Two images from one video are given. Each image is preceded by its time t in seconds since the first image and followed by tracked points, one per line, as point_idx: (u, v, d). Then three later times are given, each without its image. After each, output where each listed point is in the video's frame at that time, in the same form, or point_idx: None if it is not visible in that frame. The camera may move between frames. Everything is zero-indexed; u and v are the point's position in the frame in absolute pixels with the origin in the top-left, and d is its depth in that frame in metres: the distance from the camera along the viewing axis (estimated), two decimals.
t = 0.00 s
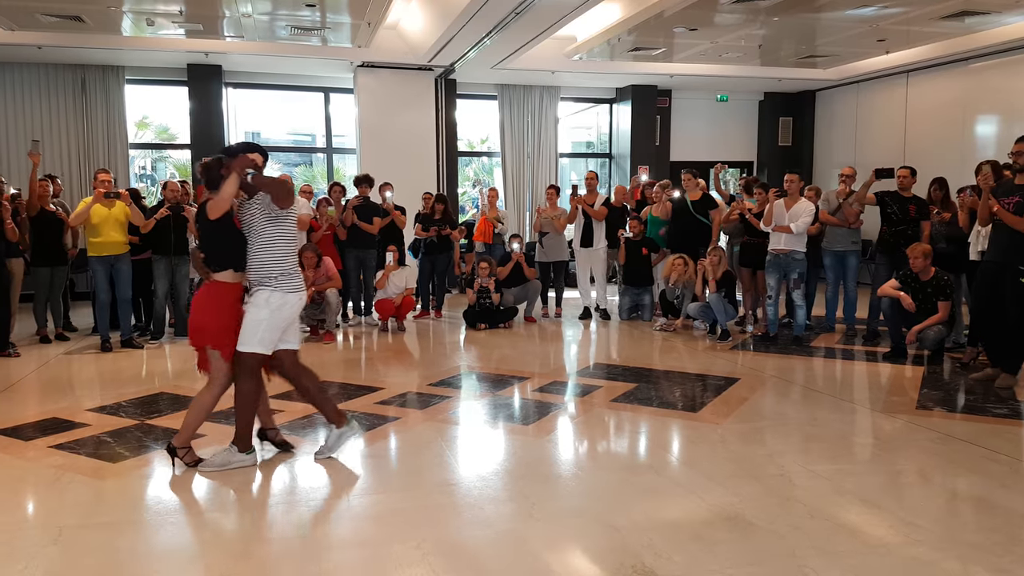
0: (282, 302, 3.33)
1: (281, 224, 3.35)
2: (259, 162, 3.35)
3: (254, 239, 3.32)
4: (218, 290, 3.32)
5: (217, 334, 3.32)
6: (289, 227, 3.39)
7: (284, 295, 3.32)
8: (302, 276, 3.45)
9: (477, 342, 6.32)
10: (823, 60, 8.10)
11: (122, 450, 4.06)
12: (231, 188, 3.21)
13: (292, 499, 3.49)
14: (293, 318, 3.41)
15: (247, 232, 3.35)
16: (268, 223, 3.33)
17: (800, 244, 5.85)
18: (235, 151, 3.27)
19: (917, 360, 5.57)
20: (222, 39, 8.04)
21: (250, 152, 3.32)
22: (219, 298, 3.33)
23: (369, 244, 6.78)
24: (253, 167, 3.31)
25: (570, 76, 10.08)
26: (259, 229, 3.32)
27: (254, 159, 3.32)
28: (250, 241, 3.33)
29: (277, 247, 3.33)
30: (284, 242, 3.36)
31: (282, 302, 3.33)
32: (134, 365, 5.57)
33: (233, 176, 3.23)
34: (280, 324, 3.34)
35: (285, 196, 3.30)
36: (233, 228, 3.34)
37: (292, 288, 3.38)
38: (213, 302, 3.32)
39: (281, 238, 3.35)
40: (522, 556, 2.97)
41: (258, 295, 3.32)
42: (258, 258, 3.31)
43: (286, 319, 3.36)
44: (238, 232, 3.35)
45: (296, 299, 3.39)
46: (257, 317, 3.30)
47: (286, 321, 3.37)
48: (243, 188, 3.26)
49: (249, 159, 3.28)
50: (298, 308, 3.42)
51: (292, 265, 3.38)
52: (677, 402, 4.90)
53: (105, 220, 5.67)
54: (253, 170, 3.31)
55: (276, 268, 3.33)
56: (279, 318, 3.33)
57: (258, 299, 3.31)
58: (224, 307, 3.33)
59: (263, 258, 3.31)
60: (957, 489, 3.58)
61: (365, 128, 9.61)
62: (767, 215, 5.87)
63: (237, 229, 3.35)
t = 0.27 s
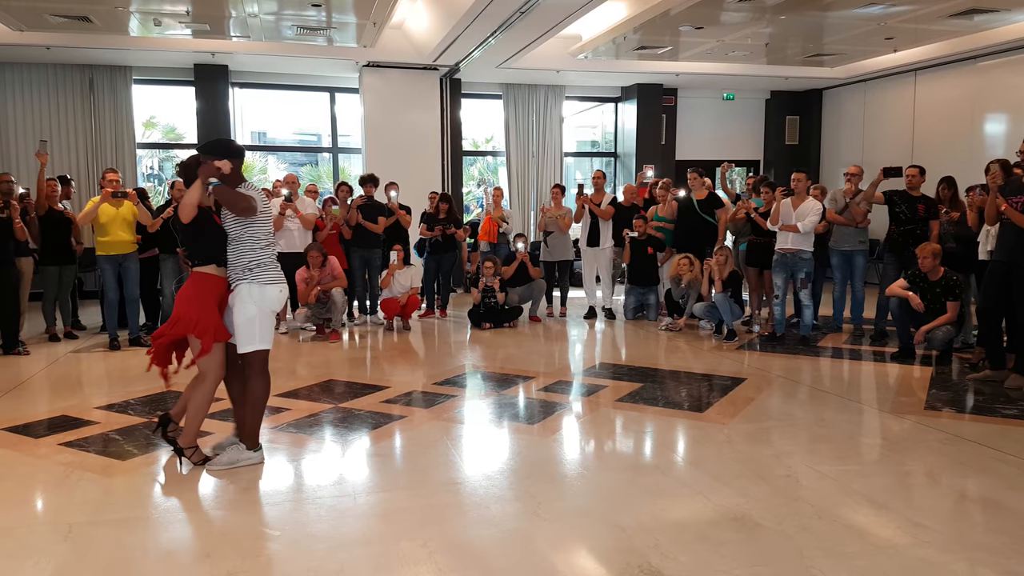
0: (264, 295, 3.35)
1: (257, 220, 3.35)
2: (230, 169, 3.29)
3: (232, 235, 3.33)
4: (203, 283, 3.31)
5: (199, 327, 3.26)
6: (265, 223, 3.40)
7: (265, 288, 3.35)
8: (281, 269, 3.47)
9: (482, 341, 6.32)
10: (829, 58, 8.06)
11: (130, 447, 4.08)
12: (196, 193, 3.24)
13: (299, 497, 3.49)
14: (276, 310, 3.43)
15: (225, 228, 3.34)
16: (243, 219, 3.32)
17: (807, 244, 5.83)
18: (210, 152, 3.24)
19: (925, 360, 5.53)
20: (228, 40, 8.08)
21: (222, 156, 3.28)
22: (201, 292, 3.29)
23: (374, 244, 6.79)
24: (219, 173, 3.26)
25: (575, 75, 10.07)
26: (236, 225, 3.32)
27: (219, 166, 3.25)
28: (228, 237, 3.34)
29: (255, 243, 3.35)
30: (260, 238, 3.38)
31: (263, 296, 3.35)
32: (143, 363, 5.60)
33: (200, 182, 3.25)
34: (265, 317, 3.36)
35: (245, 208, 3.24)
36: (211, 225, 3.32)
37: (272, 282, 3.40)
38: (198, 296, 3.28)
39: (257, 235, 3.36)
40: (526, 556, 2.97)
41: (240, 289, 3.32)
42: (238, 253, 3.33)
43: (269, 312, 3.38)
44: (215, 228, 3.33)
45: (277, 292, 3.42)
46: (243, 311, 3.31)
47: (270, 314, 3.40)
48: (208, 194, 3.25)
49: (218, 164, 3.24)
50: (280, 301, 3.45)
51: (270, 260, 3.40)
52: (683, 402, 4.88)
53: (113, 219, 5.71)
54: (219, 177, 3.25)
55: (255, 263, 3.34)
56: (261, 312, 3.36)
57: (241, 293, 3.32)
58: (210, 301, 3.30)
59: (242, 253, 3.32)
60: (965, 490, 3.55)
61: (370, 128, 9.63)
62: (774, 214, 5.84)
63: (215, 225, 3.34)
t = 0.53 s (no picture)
0: (252, 293, 3.38)
1: (245, 218, 3.36)
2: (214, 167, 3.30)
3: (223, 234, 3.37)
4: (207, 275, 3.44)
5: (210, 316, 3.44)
6: (255, 221, 3.41)
7: (253, 286, 3.38)
8: (273, 266, 3.48)
9: (497, 340, 6.31)
10: (848, 55, 7.97)
11: (149, 443, 4.12)
12: (177, 193, 3.29)
13: (315, 494, 3.51)
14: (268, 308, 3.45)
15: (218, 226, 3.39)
16: (231, 217, 3.34)
17: (826, 243, 5.75)
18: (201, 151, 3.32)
19: (946, 362, 5.44)
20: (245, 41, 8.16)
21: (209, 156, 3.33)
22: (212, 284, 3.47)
23: (387, 243, 6.83)
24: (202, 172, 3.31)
25: (590, 73, 10.05)
26: (225, 223, 3.35)
27: (201, 166, 3.29)
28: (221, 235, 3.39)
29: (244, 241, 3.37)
30: (250, 236, 3.39)
31: (252, 294, 3.38)
32: (163, 360, 5.66)
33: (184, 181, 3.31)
34: (255, 313, 3.40)
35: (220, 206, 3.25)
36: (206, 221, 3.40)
37: (261, 279, 3.41)
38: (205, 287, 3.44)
39: (246, 233, 3.38)
40: (537, 555, 2.95)
41: (232, 286, 3.37)
42: (230, 251, 3.38)
43: (260, 309, 3.41)
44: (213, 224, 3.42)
45: (268, 289, 3.44)
46: (234, 308, 3.36)
47: (262, 311, 3.43)
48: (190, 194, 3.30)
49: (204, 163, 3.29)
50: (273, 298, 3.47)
51: (261, 258, 3.42)
52: (699, 402, 4.84)
53: (134, 218, 5.77)
54: (199, 177, 3.29)
55: (245, 261, 3.38)
56: (252, 308, 3.40)
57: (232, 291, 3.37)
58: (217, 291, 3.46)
59: (232, 250, 3.37)
60: (987, 494, 3.48)
61: (384, 128, 9.68)
62: (792, 213, 5.78)
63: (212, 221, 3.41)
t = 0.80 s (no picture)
0: (243, 294, 3.42)
1: (238, 219, 3.37)
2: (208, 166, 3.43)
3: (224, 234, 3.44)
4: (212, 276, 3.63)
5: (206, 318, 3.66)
6: (251, 221, 3.41)
7: (242, 288, 3.41)
8: (269, 267, 3.46)
9: (515, 339, 6.31)
10: (871, 54, 7.90)
11: (171, 439, 4.16)
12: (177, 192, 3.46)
13: (335, 490, 3.52)
14: (261, 310, 3.46)
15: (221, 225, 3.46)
16: (225, 219, 3.38)
17: (848, 243, 5.72)
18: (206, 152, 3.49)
19: (970, 365, 5.37)
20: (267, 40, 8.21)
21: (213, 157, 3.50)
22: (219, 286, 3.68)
23: (406, 242, 6.85)
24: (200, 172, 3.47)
25: (610, 72, 10.02)
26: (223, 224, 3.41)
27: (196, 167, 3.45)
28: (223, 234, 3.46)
29: (238, 242, 3.40)
30: (245, 237, 3.40)
31: (243, 294, 3.42)
32: (184, 357, 5.71)
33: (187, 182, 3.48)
34: (244, 315, 3.43)
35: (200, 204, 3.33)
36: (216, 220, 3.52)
37: (252, 280, 3.42)
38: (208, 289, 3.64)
39: (241, 234, 3.39)
40: (557, 554, 2.95)
41: (229, 286, 3.45)
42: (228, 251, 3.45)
43: (251, 311, 3.44)
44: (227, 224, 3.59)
45: (261, 291, 3.44)
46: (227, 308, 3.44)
47: (254, 311, 3.45)
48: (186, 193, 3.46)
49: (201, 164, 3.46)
50: (268, 299, 3.47)
51: (256, 260, 3.42)
52: (720, 403, 4.80)
53: (156, 216, 5.83)
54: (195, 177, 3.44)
55: (239, 262, 3.40)
56: (244, 308, 3.44)
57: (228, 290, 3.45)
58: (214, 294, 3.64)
59: (229, 251, 3.42)
60: (1012, 498, 3.43)
61: (404, 127, 9.71)
62: (814, 212, 5.76)
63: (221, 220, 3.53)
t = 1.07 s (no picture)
0: (239, 291, 3.35)
1: (232, 217, 3.34)
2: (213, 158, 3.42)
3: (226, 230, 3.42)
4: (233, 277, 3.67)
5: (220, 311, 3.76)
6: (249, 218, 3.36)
7: (237, 283, 3.36)
8: (266, 264, 3.38)
9: (533, 339, 6.30)
10: (895, 54, 7.82)
11: (193, 435, 4.19)
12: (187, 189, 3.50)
13: (353, 487, 3.53)
14: (255, 306, 3.37)
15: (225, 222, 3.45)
16: (223, 216, 3.36)
17: (871, 244, 5.65)
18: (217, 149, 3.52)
19: (993, 368, 5.30)
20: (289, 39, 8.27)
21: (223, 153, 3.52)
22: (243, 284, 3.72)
23: (425, 241, 6.86)
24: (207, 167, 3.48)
25: (631, 71, 9.99)
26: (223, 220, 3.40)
27: (199, 160, 3.46)
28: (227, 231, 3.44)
29: (234, 238, 3.36)
30: (240, 233, 3.35)
31: (238, 291, 3.36)
32: (204, 353, 5.75)
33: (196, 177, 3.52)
34: (237, 312, 3.36)
35: (196, 196, 3.31)
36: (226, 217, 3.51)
37: (247, 277, 3.36)
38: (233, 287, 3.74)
39: (236, 230, 3.35)
40: (577, 553, 2.94)
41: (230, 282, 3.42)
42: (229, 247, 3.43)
43: (247, 307, 3.37)
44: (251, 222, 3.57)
45: (255, 288, 3.36)
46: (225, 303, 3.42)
47: (249, 309, 3.37)
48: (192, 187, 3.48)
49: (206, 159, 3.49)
50: (264, 296, 3.39)
51: (251, 255, 3.36)
52: (740, 405, 4.77)
53: (177, 214, 5.87)
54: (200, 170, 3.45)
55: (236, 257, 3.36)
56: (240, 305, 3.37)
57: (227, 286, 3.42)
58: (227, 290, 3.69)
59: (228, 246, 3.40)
60: None
61: (423, 126, 9.73)
62: (836, 212, 5.71)
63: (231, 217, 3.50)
